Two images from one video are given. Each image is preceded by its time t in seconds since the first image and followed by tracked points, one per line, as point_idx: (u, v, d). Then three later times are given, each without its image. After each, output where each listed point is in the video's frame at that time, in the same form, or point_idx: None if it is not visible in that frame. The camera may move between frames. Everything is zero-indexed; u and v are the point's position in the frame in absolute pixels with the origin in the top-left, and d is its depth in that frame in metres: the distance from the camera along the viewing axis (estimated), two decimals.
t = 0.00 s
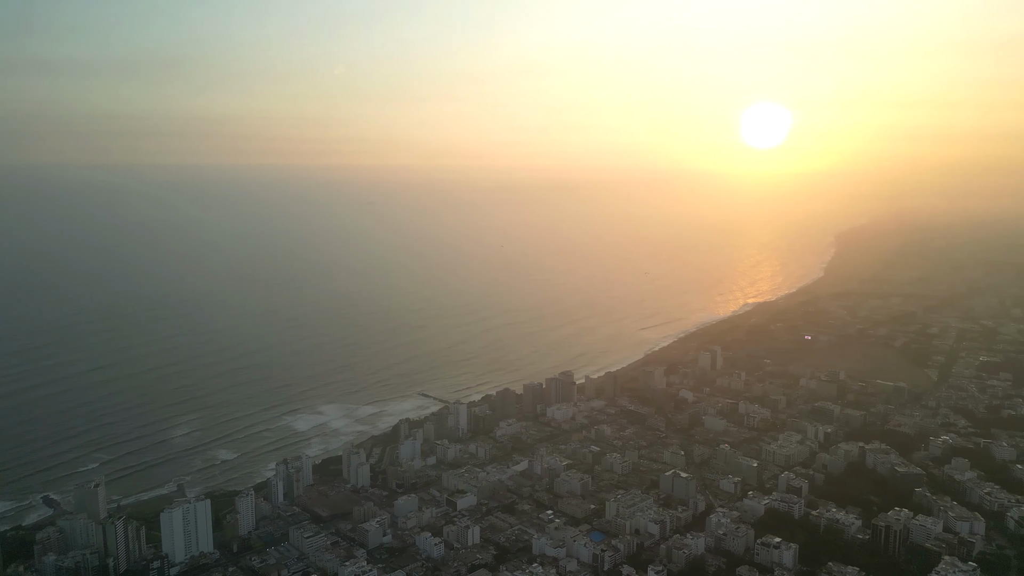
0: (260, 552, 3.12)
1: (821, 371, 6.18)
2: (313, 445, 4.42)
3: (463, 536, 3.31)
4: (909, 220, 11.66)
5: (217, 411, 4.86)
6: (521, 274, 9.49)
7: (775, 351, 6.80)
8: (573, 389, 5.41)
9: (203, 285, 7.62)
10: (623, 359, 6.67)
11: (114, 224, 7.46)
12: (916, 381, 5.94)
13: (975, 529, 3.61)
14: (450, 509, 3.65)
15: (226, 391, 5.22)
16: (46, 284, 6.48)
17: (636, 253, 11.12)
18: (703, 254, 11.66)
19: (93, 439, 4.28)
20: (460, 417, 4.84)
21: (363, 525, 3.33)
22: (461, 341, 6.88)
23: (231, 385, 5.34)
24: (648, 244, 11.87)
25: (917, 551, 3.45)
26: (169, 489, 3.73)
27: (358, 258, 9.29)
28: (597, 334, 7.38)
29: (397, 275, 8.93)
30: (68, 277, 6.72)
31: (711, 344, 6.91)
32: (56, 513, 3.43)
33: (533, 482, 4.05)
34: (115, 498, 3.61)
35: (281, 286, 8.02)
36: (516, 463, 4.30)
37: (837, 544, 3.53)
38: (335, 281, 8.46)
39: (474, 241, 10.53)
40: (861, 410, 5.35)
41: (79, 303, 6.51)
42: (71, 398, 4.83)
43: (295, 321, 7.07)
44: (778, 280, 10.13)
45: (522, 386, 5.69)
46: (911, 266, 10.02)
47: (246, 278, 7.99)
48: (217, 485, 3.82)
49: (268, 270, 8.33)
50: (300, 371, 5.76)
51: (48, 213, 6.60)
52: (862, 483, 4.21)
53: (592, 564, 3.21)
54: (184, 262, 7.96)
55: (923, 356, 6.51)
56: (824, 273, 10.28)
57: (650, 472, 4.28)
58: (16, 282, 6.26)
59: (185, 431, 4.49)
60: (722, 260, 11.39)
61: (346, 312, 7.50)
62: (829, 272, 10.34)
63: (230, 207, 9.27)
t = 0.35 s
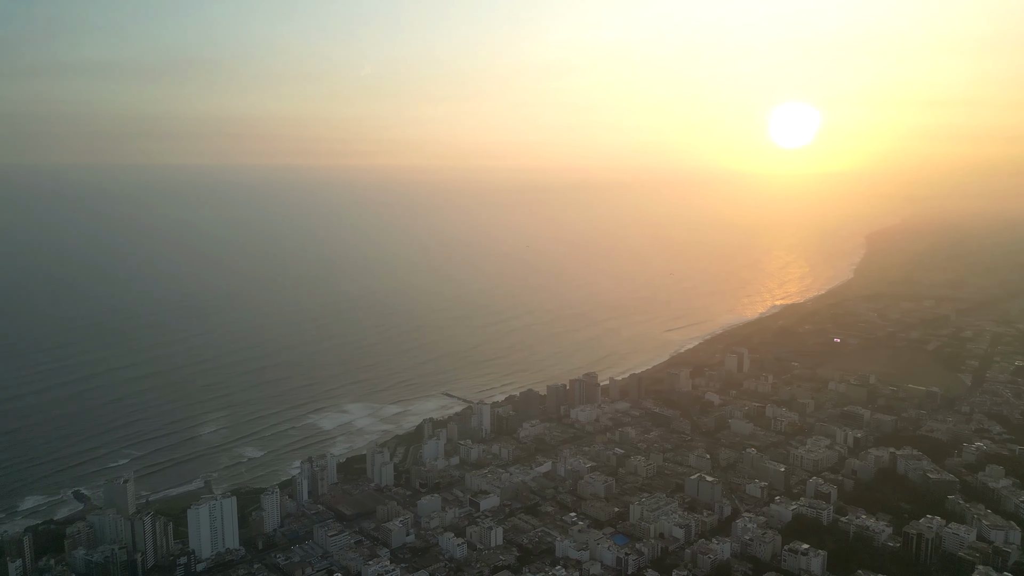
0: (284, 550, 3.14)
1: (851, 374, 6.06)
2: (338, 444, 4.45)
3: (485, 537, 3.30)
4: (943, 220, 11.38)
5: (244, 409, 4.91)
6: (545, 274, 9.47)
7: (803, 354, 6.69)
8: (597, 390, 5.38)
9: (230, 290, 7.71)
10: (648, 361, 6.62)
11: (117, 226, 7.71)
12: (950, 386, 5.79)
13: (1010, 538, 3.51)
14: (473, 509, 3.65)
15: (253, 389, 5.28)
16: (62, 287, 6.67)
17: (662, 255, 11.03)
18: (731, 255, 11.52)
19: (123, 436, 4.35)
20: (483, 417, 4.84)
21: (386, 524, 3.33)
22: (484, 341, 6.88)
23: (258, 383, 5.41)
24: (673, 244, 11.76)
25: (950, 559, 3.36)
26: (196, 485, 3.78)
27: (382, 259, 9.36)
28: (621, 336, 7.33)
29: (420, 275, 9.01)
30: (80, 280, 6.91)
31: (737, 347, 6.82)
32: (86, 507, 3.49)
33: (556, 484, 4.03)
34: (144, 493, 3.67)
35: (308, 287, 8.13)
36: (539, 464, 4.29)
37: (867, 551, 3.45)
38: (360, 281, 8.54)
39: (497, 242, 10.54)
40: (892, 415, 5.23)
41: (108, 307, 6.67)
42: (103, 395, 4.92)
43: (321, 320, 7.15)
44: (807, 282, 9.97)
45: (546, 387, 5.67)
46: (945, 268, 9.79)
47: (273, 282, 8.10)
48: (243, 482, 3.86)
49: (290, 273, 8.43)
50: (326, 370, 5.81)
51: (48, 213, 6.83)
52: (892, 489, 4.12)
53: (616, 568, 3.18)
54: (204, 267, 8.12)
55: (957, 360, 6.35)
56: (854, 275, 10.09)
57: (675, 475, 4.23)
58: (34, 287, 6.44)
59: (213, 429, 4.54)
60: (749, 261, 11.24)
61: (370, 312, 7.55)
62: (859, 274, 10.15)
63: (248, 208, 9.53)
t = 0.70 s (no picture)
0: (308, 547, 3.16)
1: (881, 378, 5.94)
2: (362, 442, 4.47)
3: (508, 538, 3.29)
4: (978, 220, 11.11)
5: (270, 407, 4.96)
6: (569, 274, 9.44)
7: (831, 357, 6.58)
8: (621, 392, 5.33)
9: (258, 291, 7.82)
10: (672, 363, 6.56)
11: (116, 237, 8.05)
12: (984, 390, 5.65)
13: None
14: (496, 510, 3.64)
15: (278, 387, 5.34)
16: (87, 292, 6.86)
17: (688, 255, 10.93)
18: (758, 256, 11.37)
19: (151, 432, 4.42)
20: (506, 417, 4.83)
21: (409, 524, 3.34)
22: (507, 342, 6.87)
23: (283, 381, 5.47)
24: (699, 245, 11.65)
25: (984, 569, 3.27)
26: (222, 482, 3.82)
27: (407, 260, 9.42)
28: (645, 337, 7.27)
29: (444, 275, 9.04)
30: (100, 283, 7.06)
31: (764, 349, 6.73)
32: (115, 503, 3.55)
33: (579, 486, 4.00)
34: (172, 489, 3.72)
35: (333, 288, 8.20)
36: (562, 466, 4.26)
37: (897, 559, 3.37)
38: (385, 281, 8.59)
39: (521, 243, 10.54)
40: (924, 420, 5.11)
41: (134, 306, 6.81)
42: (131, 393, 5.00)
43: (346, 320, 7.20)
44: (836, 283, 9.79)
45: (569, 388, 5.65)
46: (979, 270, 9.55)
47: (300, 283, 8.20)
48: (268, 480, 3.89)
49: (316, 275, 8.52)
50: (350, 369, 5.85)
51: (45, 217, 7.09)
52: (924, 496, 4.02)
53: (640, 572, 3.15)
54: (223, 266, 8.31)
55: (991, 364, 6.18)
56: (884, 277, 9.90)
57: (700, 479, 4.18)
58: (56, 290, 6.62)
59: (239, 426, 4.60)
60: (777, 262, 11.08)
61: (394, 311, 7.59)
62: (889, 276, 9.95)
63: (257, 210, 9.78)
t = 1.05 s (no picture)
0: (334, 545, 3.18)
1: (916, 383, 5.79)
2: (389, 442, 4.48)
3: (533, 540, 3.27)
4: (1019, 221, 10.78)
5: (299, 405, 5.01)
6: (595, 275, 9.38)
7: (865, 361, 6.44)
8: (648, 394, 5.27)
9: (282, 290, 7.89)
10: (700, 365, 6.47)
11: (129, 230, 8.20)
12: None
13: None
14: (521, 511, 3.63)
15: (307, 385, 5.39)
16: (114, 290, 6.98)
17: (717, 256, 10.79)
18: (788, 257, 11.18)
19: (183, 429, 4.49)
20: (532, 418, 4.81)
21: (435, 524, 3.34)
22: (533, 343, 6.84)
23: (311, 379, 5.52)
24: (728, 246, 11.49)
25: None
26: (251, 479, 3.87)
27: (431, 260, 9.44)
28: (673, 338, 7.20)
29: (468, 276, 9.03)
30: (130, 284, 7.18)
31: (794, 352, 6.61)
32: (146, 498, 3.61)
33: (605, 488, 3.97)
34: (202, 485, 3.77)
35: (358, 288, 8.25)
36: (588, 468, 4.23)
37: (933, 569, 3.28)
38: (409, 281, 8.62)
39: (547, 243, 10.51)
40: (961, 426, 4.97)
41: (166, 304, 6.94)
42: (163, 390, 5.09)
43: (371, 319, 7.24)
44: (870, 285, 9.58)
45: (596, 389, 5.61)
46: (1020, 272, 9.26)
47: (324, 284, 8.26)
48: (296, 478, 3.92)
49: (341, 276, 8.57)
50: (377, 368, 5.88)
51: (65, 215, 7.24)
52: (961, 504, 3.91)
53: None
54: (248, 265, 8.44)
55: None
56: (919, 280, 9.66)
57: (728, 483, 4.12)
58: (88, 291, 6.76)
59: (268, 424, 4.65)
60: (808, 263, 10.88)
61: (419, 311, 7.61)
62: (925, 278, 9.71)
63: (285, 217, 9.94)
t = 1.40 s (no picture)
0: (360, 544, 3.20)
1: (952, 387, 5.65)
2: (414, 441, 4.50)
3: (558, 542, 3.25)
4: None
5: (326, 403, 5.05)
6: (623, 276, 9.32)
7: (898, 365, 6.29)
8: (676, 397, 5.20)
9: (312, 289, 7.98)
10: (728, 367, 6.39)
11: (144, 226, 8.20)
12: None
13: None
14: (546, 513, 3.61)
15: (334, 384, 5.43)
16: (146, 290, 7.10)
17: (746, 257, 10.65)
18: (819, 258, 10.99)
19: (213, 426, 4.56)
20: (558, 419, 4.79)
21: (460, 524, 3.34)
22: (559, 343, 6.81)
23: (338, 378, 5.57)
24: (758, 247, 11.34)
25: None
26: (279, 476, 3.91)
27: (458, 260, 9.47)
28: (700, 340, 7.12)
29: (495, 276, 9.04)
30: (158, 284, 7.28)
31: (825, 355, 6.49)
32: (177, 494, 3.67)
33: (631, 491, 3.93)
34: (231, 482, 3.82)
35: (386, 287, 8.31)
36: (614, 470, 4.20)
37: None
38: (437, 281, 8.65)
39: (574, 243, 10.48)
40: (999, 433, 4.83)
41: (196, 302, 7.05)
42: (194, 387, 5.17)
43: (399, 319, 7.28)
44: (903, 288, 9.37)
45: (622, 391, 5.56)
46: None
47: (353, 283, 8.33)
48: (323, 475, 3.95)
49: (370, 275, 8.64)
50: (404, 367, 5.91)
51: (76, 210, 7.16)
52: (998, 512, 3.80)
53: None
54: (277, 264, 8.55)
55: None
56: (956, 282, 9.42)
57: (757, 488, 4.06)
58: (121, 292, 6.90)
59: (296, 422, 4.69)
60: (840, 265, 10.68)
61: (445, 311, 7.64)
62: (961, 280, 9.46)
63: (314, 219, 10.05)
